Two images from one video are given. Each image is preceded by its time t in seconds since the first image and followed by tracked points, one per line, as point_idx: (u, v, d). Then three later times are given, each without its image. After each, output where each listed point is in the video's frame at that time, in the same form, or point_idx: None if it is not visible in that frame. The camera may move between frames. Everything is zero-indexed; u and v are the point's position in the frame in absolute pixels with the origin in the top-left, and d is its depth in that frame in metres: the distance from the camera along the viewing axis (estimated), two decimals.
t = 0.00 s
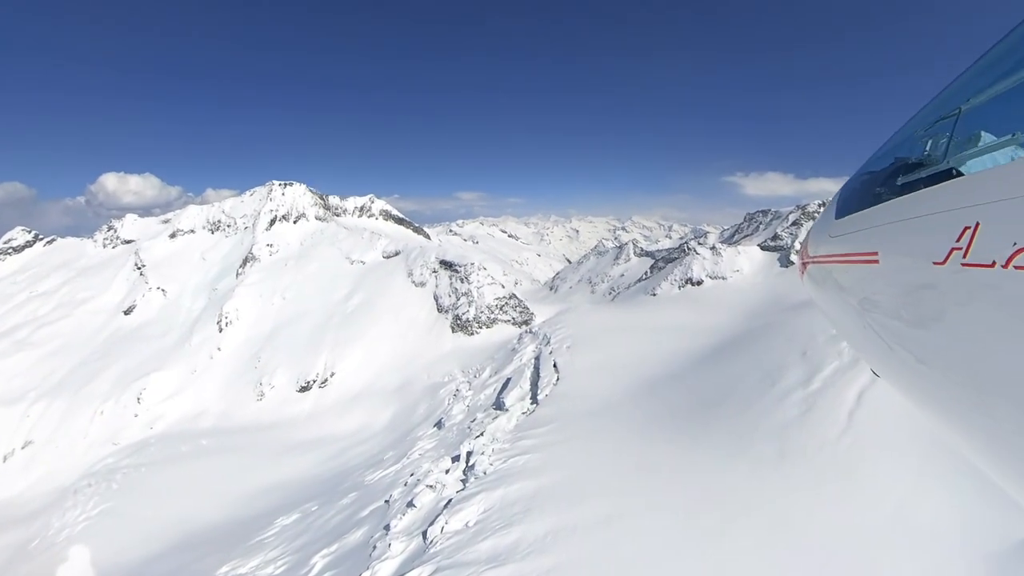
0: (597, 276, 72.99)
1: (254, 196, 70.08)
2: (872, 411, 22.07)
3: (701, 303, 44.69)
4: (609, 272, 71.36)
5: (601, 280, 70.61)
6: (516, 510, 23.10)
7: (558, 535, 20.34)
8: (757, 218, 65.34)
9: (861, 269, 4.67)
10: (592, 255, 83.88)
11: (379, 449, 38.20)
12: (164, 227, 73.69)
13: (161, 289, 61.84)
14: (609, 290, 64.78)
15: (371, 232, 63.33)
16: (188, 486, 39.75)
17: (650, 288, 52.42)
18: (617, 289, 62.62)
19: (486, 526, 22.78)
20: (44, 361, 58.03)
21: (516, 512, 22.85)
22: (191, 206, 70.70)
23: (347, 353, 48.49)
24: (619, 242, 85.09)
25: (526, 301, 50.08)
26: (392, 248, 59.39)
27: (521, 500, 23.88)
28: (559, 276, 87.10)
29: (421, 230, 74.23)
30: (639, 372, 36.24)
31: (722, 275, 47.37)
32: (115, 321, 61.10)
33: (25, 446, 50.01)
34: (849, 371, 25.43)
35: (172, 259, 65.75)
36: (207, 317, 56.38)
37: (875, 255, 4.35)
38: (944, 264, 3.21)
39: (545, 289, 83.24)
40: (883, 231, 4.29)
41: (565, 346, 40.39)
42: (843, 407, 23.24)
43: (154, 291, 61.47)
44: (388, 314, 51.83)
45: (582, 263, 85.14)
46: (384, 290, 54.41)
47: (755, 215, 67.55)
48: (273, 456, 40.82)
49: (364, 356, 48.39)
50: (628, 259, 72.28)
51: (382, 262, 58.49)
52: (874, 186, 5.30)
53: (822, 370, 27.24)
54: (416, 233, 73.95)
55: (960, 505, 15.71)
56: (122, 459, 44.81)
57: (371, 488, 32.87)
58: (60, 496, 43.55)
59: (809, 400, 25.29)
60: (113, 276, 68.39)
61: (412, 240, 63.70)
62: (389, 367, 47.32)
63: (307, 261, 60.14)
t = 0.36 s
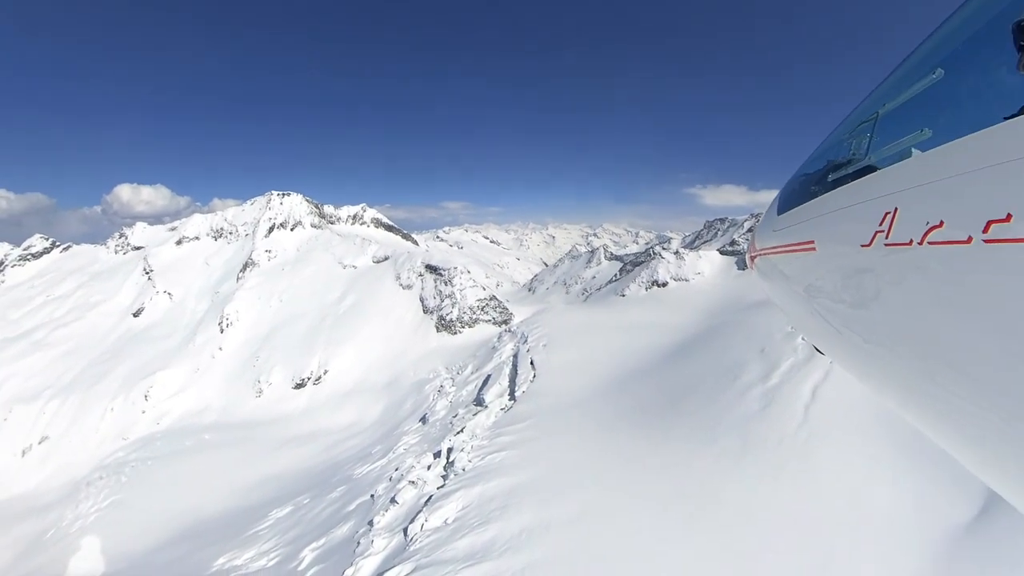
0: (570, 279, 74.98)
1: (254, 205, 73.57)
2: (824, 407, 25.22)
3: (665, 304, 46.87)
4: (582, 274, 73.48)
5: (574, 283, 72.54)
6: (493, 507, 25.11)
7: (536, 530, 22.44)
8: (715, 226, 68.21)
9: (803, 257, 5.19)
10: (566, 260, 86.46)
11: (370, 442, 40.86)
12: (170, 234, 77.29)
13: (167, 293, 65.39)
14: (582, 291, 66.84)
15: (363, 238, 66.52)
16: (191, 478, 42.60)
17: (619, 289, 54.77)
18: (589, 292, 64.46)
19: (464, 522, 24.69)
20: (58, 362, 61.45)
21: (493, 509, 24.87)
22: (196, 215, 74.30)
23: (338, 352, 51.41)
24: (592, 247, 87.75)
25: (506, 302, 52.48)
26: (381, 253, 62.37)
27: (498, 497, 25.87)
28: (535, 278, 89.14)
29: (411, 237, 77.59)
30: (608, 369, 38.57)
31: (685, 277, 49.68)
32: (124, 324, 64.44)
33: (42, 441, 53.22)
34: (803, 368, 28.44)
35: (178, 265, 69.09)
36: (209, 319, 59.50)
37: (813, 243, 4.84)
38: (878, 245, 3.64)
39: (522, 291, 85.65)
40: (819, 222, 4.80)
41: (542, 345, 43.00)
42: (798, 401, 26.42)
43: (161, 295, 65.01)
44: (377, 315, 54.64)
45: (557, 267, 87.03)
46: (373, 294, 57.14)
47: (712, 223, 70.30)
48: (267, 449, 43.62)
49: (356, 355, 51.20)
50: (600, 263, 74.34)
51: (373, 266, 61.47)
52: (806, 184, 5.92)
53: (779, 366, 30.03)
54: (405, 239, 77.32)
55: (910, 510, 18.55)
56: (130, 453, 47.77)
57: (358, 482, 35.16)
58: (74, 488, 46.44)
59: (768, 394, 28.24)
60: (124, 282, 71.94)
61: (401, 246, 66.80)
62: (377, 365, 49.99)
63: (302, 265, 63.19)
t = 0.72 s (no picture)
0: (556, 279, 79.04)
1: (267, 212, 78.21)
2: (792, 401, 26.47)
3: (643, 305, 50.26)
4: (568, 275, 76.83)
5: (559, 283, 76.27)
6: (480, 503, 26.03)
7: (519, 526, 23.25)
8: (687, 232, 71.84)
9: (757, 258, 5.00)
10: (552, 262, 90.13)
11: (369, 433, 44.00)
12: (191, 239, 81.97)
13: (187, 293, 70.15)
14: (566, 291, 70.40)
15: (366, 243, 70.64)
16: (208, 468, 46.15)
17: (601, 289, 58.59)
18: (573, 291, 67.94)
19: (452, 517, 25.55)
20: (87, 359, 65.90)
21: (480, 505, 25.75)
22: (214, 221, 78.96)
23: (341, 349, 55.08)
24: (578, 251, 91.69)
25: (497, 302, 55.68)
26: (383, 257, 66.26)
27: (484, 492, 26.90)
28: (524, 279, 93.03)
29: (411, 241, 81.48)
30: (589, 365, 41.21)
31: (660, 279, 53.47)
32: (148, 322, 68.85)
33: (74, 431, 57.45)
34: (772, 364, 29.96)
35: (197, 267, 73.50)
36: (224, 318, 63.63)
37: (768, 243, 4.62)
38: (828, 242, 3.43)
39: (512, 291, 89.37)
40: (773, 224, 4.62)
41: (528, 342, 46.13)
42: (768, 397, 27.70)
43: (180, 295, 69.51)
44: (378, 314, 58.22)
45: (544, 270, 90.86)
46: (375, 295, 60.69)
47: (686, 230, 73.90)
48: (275, 440, 47.17)
49: (358, 351, 54.79)
50: (584, 265, 77.67)
51: (375, 269, 65.23)
52: (755, 195, 5.74)
53: (750, 363, 31.76)
54: (405, 244, 81.16)
55: (869, 503, 18.99)
56: (152, 443, 51.58)
57: (356, 472, 37.86)
58: (101, 475, 50.15)
59: (739, 390, 29.72)
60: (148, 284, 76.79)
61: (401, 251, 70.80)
62: (377, 361, 53.42)
63: (310, 268, 67.15)
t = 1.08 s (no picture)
0: (552, 279, 82.98)
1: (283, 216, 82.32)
2: (776, 398, 28.62)
3: (635, 305, 53.61)
4: (563, 276, 80.63)
5: (554, 283, 80.05)
6: (474, 502, 26.82)
7: (511, 526, 24.17)
8: (674, 237, 75.65)
9: (735, 259, 5.21)
10: (548, 263, 93.80)
11: (375, 425, 47.43)
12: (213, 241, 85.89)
13: (208, 292, 73.35)
14: (562, 291, 74.03)
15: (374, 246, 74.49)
16: (228, 457, 49.28)
17: (593, 290, 62.59)
18: (568, 292, 71.53)
19: (446, 516, 26.30)
20: (118, 352, 69.05)
21: (474, 504, 26.59)
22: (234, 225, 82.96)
23: (350, 345, 58.73)
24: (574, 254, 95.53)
25: (495, 302, 59.36)
26: (389, 259, 70.15)
27: (478, 491, 27.80)
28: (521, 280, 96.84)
29: (416, 245, 85.35)
30: (583, 363, 44.57)
31: (649, 281, 57.44)
32: (173, 318, 72.60)
33: (105, 418, 60.48)
34: (756, 363, 32.32)
35: (218, 267, 77.39)
36: (242, 316, 67.26)
37: (746, 245, 4.76)
38: (796, 241, 3.61)
39: (511, 291, 93.41)
40: (751, 227, 4.74)
41: (525, 340, 49.78)
42: (752, 396, 29.90)
43: (203, 295, 73.08)
44: (385, 313, 61.86)
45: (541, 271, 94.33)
46: (382, 295, 64.26)
47: (674, 235, 77.78)
48: (291, 430, 50.48)
49: (364, 347, 58.45)
50: (579, 267, 81.27)
51: (382, 271, 68.90)
52: (733, 200, 5.92)
53: (736, 362, 34.23)
54: (412, 248, 85.00)
55: (852, 506, 20.23)
56: (175, 432, 54.76)
57: (359, 464, 40.73)
58: (128, 462, 53.41)
59: (726, 389, 32.04)
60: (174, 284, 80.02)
61: (407, 254, 74.56)
62: (383, 358, 56.95)
63: (321, 270, 70.84)
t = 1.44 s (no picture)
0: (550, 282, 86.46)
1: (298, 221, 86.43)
2: (768, 400, 28.77)
3: (629, 306, 57.28)
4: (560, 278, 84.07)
5: (552, 285, 83.42)
6: (469, 504, 26.81)
7: (505, 528, 23.81)
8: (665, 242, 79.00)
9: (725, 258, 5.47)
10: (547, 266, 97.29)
11: (379, 419, 50.47)
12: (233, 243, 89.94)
13: (227, 292, 77.01)
14: (559, 293, 77.36)
15: (382, 249, 78.37)
16: (243, 447, 52.30)
17: (589, 292, 66.16)
18: (565, 293, 74.87)
19: (440, 518, 26.21)
20: (144, 347, 72.53)
21: (468, 506, 26.54)
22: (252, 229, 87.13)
23: (358, 342, 62.01)
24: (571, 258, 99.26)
25: (495, 303, 62.70)
26: (396, 261, 73.84)
27: (473, 493, 27.92)
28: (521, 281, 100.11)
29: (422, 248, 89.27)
30: (578, 362, 47.63)
31: (642, 283, 60.99)
32: (194, 315, 76.36)
33: (131, 409, 63.75)
34: (747, 366, 32.82)
35: (236, 267, 81.32)
36: (257, 314, 70.78)
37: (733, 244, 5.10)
38: (774, 241, 3.90)
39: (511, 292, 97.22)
40: (736, 229, 5.07)
41: (523, 340, 53.13)
42: (744, 399, 29.92)
43: (222, 294, 76.72)
44: (391, 312, 65.15)
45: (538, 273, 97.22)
46: (389, 296, 67.71)
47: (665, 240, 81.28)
48: (302, 423, 53.69)
49: (371, 343, 61.72)
50: (576, 270, 84.63)
51: (389, 272, 72.36)
52: (723, 204, 6.25)
53: (727, 366, 34.69)
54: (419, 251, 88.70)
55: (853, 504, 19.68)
56: (193, 423, 57.75)
57: (361, 460, 42.70)
58: (150, 451, 56.46)
59: (718, 392, 32.35)
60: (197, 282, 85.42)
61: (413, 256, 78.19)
62: (389, 355, 60.12)
63: (332, 271, 74.43)
